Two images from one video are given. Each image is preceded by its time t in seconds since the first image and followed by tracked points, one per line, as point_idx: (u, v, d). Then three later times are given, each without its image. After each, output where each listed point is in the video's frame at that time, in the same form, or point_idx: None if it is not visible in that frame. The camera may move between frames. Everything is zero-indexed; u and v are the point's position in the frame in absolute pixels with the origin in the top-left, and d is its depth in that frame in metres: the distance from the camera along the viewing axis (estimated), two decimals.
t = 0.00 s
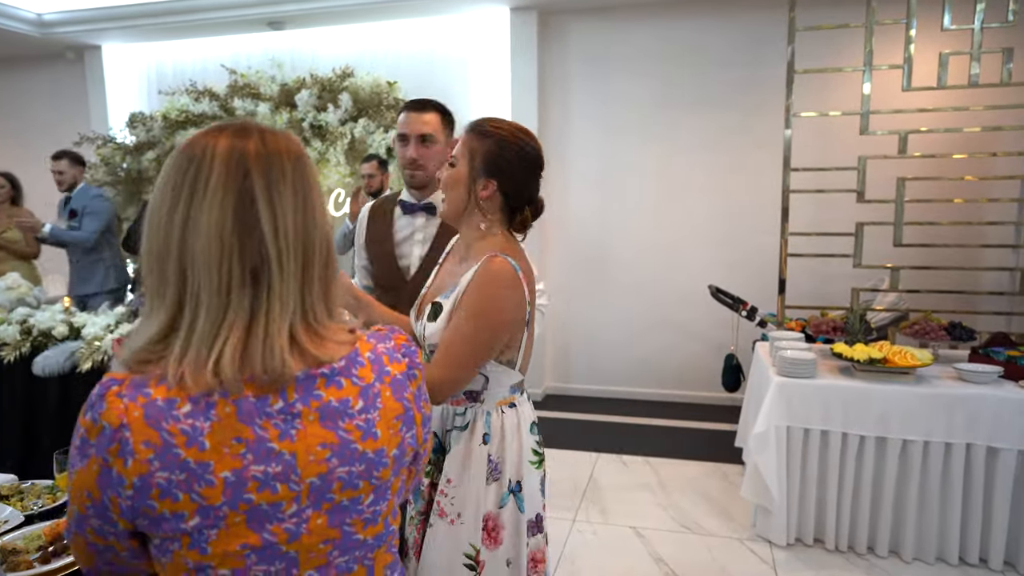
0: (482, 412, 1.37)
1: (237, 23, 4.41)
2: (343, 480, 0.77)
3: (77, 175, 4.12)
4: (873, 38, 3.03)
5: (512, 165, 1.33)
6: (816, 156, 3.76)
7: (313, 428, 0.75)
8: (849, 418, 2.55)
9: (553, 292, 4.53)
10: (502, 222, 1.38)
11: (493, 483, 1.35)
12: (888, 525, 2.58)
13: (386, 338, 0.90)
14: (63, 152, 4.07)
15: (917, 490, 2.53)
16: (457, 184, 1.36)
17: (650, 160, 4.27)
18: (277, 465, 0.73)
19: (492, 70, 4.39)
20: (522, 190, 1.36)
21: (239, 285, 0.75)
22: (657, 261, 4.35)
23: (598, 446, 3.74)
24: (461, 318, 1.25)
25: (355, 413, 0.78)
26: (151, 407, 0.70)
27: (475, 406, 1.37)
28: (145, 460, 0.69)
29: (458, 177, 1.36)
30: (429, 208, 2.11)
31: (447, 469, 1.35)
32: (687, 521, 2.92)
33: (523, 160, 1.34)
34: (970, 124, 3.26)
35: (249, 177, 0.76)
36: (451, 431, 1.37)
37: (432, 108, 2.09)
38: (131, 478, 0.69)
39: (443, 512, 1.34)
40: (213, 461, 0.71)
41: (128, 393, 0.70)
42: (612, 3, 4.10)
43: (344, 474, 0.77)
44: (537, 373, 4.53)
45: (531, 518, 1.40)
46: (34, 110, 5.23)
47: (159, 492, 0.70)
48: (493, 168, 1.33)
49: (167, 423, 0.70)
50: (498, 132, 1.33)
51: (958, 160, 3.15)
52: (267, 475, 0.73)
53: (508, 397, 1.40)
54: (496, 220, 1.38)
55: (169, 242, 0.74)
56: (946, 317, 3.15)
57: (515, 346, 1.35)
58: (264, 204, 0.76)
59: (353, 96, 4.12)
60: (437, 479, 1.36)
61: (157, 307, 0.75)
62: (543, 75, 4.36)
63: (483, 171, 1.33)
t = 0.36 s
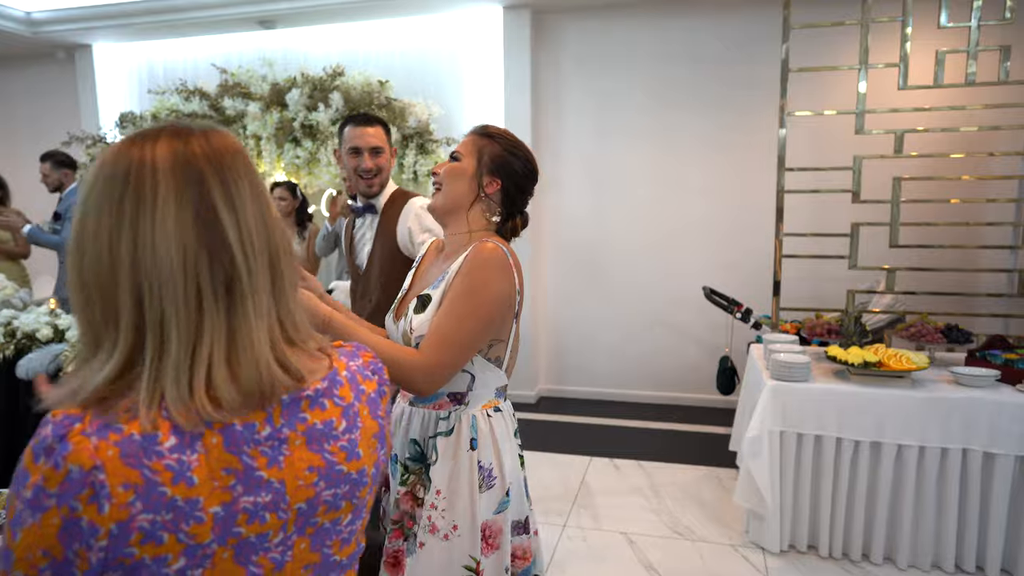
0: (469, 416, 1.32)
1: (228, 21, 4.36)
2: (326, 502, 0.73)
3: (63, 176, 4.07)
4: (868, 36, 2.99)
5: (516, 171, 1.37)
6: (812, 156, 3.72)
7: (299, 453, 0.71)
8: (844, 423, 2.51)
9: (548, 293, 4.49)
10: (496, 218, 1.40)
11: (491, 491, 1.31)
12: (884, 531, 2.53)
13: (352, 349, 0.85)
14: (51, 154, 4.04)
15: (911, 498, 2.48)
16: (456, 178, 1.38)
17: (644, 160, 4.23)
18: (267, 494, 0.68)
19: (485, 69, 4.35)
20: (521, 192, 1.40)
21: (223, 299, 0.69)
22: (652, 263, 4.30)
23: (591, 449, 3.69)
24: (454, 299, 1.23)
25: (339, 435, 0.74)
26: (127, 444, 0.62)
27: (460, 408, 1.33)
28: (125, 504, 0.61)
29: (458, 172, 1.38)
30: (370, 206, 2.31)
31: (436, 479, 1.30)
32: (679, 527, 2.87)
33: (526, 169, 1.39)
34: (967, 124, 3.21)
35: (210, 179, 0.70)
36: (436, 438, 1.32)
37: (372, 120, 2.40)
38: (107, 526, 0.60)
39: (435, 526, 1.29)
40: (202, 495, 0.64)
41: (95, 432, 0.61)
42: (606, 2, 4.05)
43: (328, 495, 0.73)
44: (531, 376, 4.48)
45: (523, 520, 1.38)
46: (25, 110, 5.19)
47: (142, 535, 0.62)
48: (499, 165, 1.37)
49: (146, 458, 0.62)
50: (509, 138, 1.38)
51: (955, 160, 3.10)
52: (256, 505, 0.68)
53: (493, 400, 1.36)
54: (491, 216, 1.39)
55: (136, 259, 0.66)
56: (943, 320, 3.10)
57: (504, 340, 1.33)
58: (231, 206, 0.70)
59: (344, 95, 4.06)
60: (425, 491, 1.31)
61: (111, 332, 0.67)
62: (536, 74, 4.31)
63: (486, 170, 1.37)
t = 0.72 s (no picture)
0: (416, 454, 1.25)
1: (219, 24, 4.34)
2: (250, 522, 0.72)
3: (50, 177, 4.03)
4: (862, 38, 2.94)
5: (457, 167, 1.19)
6: (807, 158, 3.68)
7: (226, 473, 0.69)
8: (835, 432, 2.46)
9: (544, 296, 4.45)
10: (451, 229, 1.24)
11: (434, 542, 1.22)
12: (878, 542, 2.48)
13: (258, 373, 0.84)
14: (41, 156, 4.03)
15: (905, 510, 2.44)
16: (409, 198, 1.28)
17: (639, 163, 4.19)
18: (198, 515, 0.66)
19: (479, 71, 4.32)
20: (474, 189, 1.20)
21: (199, 332, 0.64)
22: (647, 266, 4.26)
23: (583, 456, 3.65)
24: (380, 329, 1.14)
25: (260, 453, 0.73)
26: (68, 465, 0.58)
27: (409, 446, 1.26)
28: (63, 529, 0.57)
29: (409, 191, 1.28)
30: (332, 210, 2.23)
31: (383, 521, 1.25)
32: (670, 536, 2.82)
33: (470, 160, 1.19)
34: (964, 126, 3.16)
35: (142, 207, 0.63)
36: (385, 474, 1.28)
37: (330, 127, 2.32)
38: (41, 556, 0.56)
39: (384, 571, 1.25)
40: (143, 515, 0.61)
41: (26, 453, 0.57)
42: (599, 3, 4.02)
43: (250, 515, 0.72)
44: (526, 380, 4.44)
45: None
46: (18, 113, 5.18)
47: (77, 565, 0.58)
48: (437, 168, 1.21)
49: (89, 479, 0.59)
50: (447, 134, 1.22)
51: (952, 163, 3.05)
52: (190, 526, 0.65)
53: (450, 440, 1.26)
54: (447, 228, 1.24)
55: (177, 328, 0.64)
56: (939, 326, 3.05)
57: (448, 374, 1.20)
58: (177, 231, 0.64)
59: (336, 98, 4.04)
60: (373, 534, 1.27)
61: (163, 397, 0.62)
62: (530, 76, 4.28)
63: (427, 179, 1.23)
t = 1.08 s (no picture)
0: (410, 461, 1.26)
1: (234, 26, 4.37)
2: (133, 557, 0.75)
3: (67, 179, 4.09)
4: (877, 37, 2.89)
5: (466, 174, 1.17)
6: (822, 160, 3.63)
7: (103, 505, 0.72)
8: (848, 438, 2.42)
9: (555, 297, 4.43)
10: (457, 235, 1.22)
11: (422, 551, 1.25)
12: (892, 552, 2.43)
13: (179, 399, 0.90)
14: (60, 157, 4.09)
15: (919, 521, 2.39)
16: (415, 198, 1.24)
17: (651, 164, 4.16)
18: (53, 551, 0.69)
19: (491, 72, 4.32)
20: (484, 198, 1.19)
21: (47, 354, 0.67)
22: (659, 268, 4.23)
23: (594, 458, 3.64)
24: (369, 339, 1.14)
25: (152, 484, 0.77)
26: None
27: (405, 452, 1.27)
28: None
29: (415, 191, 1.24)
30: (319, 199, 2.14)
31: (385, 528, 1.30)
32: (680, 542, 2.79)
33: (477, 167, 1.17)
34: (983, 127, 3.10)
35: None
36: (386, 477, 1.30)
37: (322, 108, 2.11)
38: None
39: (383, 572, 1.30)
40: None
41: None
42: (612, 4, 3.99)
43: (136, 550, 0.75)
44: (538, 383, 4.43)
45: None
46: (39, 116, 5.26)
47: None
48: (444, 172, 1.18)
49: None
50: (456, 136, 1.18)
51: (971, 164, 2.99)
52: (42, 562, 0.69)
53: (443, 450, 1.25)
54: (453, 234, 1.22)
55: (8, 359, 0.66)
56: (957, 330, 3.00)
57: (434, 386, 1.19)
58: None
59: (348, 99, 4.05)
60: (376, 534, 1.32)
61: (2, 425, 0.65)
62: (542, 77, 4.26)
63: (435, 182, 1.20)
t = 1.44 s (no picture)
0: (502, 441, 1.26)
1: (273, 28, 4.43)
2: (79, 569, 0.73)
3: (113, 177, 4.20)
4: (930, 29, 2.77)
5: (564, 175, 1.25)
6: (867, 159, 3.52)
7: (39, 513, 0.72)
8: (894, 448, 2.33)
9: (590, 298, 4.38)
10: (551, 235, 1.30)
11: (512, 526, 1.23)
12: (942, 567, 2.32)
13: (173, 393, 0.87)
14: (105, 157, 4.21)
15: (973, 537, 2.27)
16: (506, 210, 1.23)
17: (689, 163, 4.08)
18: None
19: (527, 72, 4.29)
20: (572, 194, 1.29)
21: None
22: (697, 269, 4.14)
23: (627, 462, 3.58)
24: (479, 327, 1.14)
25: (102, 493, 0.74)
26: None
27: (495, 433, 1.26)
28: None
29: (507, 203, 1.23)
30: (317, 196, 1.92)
31: (464, 501, 1.25)
32: (715, 550, 2.72)
33: (570, 167, 1.26)
34: None
35: None
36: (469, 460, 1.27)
37: (326, 99, 1.91)
38: None
39: (460, 551, 1.25)
40: None
41: None
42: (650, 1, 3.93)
43: (79, 562, 0.73)
44: (572, 384, 4.39)
45: (558, 564, 1.27)
46: (89, 117, 5.42)
47: None
48: (546, 179, 1.23)
49: None
50: (547, 142, 1.23)
51: None
52: None
53: (534, 427, 1.27)
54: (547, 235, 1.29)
55: None
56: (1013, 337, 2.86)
57: (540, 367, 1.23)
58: None
59: (384, 99, 4.06)
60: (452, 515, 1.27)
61: None
62: (579, 76, 4.22)
63: (536, 189, 1.23)
